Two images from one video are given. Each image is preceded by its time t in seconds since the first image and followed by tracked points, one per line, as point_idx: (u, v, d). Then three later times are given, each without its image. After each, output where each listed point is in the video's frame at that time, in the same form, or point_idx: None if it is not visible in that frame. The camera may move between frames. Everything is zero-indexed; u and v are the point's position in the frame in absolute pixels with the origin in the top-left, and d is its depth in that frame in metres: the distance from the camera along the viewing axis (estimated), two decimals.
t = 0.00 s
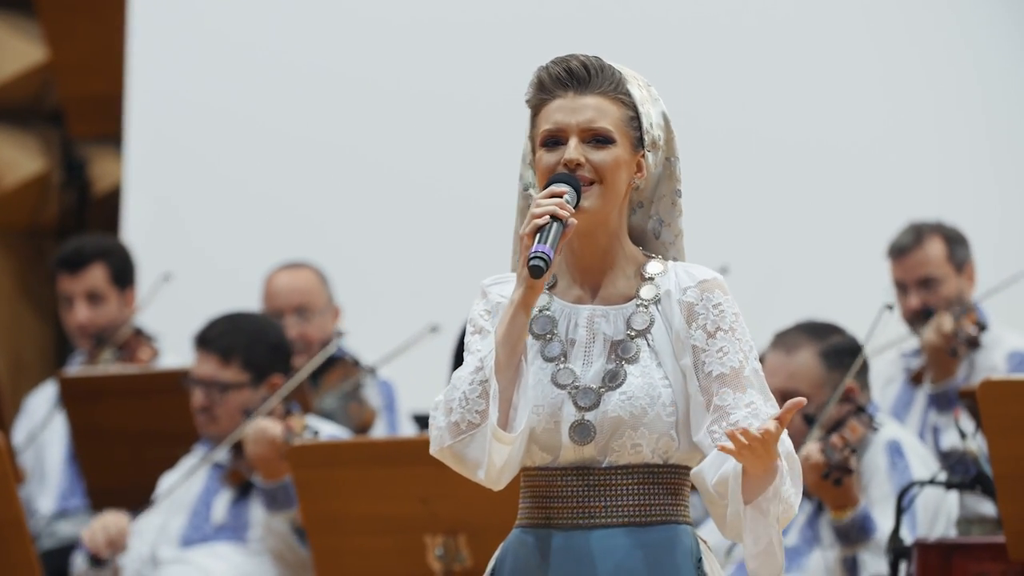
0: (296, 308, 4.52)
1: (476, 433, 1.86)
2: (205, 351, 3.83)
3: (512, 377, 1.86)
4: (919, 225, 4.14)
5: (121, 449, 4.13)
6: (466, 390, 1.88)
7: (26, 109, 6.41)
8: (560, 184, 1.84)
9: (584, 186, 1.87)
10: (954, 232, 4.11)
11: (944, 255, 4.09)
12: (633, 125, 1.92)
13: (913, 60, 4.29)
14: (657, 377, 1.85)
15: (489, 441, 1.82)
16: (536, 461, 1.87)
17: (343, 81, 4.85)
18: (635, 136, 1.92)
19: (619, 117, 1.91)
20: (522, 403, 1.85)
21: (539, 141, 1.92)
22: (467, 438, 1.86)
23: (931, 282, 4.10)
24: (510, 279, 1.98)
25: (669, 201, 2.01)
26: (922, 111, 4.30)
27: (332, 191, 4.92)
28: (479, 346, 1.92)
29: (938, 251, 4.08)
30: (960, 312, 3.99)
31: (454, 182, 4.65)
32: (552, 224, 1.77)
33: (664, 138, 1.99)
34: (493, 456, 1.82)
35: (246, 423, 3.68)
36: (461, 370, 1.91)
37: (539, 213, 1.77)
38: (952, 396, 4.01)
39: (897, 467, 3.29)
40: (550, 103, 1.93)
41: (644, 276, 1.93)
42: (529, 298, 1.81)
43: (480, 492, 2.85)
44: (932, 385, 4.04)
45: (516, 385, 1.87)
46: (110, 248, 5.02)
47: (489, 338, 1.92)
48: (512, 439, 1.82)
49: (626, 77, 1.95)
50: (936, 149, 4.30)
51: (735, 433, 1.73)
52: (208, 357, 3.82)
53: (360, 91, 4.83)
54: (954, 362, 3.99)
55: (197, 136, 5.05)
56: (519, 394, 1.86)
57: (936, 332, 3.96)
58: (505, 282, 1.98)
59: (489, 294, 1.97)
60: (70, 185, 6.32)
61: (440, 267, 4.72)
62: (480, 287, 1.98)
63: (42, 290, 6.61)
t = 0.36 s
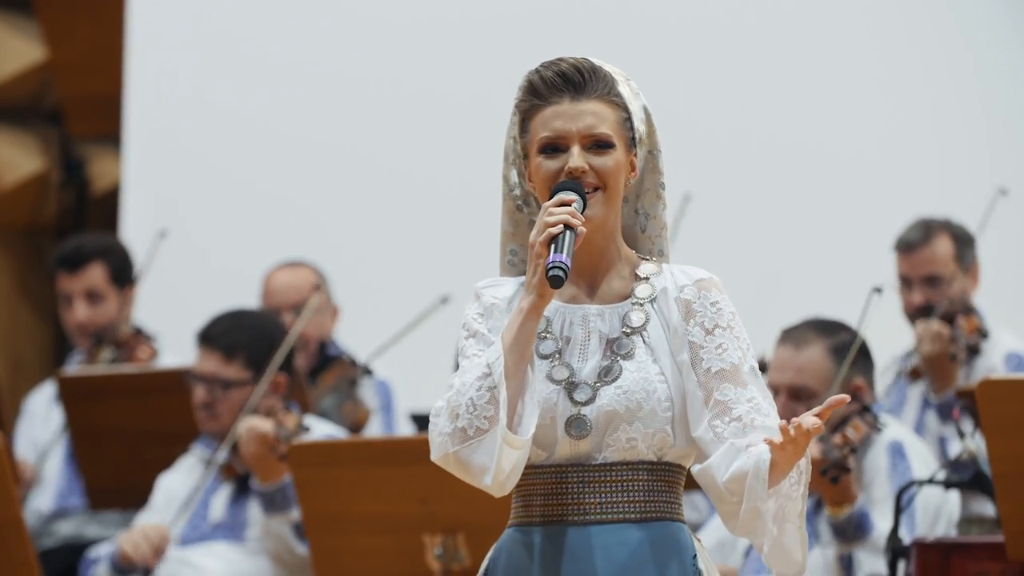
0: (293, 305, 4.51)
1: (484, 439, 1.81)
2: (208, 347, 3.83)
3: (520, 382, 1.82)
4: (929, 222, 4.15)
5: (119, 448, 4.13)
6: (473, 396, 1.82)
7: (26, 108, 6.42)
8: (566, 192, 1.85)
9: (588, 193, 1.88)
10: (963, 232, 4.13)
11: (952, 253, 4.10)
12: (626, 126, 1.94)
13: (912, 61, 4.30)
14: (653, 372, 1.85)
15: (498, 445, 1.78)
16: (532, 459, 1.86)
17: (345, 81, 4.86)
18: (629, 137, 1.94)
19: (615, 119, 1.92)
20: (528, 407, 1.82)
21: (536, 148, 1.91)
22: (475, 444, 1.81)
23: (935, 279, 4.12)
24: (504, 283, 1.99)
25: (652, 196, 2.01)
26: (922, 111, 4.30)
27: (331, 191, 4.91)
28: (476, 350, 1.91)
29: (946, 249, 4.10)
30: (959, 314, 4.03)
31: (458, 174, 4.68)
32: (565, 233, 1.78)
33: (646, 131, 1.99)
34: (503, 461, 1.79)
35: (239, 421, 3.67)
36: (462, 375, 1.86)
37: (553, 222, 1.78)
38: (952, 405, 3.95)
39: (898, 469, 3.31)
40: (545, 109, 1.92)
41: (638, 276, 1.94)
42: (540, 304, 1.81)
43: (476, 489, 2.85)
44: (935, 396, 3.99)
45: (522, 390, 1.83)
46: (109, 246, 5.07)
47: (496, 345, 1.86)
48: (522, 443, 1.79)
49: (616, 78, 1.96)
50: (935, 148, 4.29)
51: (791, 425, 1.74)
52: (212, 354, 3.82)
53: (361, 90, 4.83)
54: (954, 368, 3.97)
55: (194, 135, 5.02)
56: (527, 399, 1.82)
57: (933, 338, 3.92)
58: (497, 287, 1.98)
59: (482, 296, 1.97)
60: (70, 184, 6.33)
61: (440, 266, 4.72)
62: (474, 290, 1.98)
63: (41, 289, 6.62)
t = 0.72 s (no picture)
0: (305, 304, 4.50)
1: (488, 444, 1.81)
2: (214, 344, 3.83)
3: (523, 386, 1.82)
4: (930, 221, 4.13)
5: (119, 447, 4.12)
6: (476, 402, 1.82)
7: (25, 108, 6.41)
8: (566, 197, 1.85)
9: (587, 196, 1.88)
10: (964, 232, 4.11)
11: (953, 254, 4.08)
12: (614, 125, 1.95)
13: (912, 61, 4.30)
14: (651, 370, 1.85)
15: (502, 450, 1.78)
16: (534, 458, 1.85)
17: (344, 80, 4.86)
18: (618, 135, 1.95)
19: (605, 119, 1.93)
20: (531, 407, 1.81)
21: (530, 155, 1.91)
22: (478, 450, 1.81)
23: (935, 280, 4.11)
24: (498, 287, 2.01)
25: (635, 191, 2.02)
26: (922, 111, 4.30)
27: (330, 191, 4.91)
28: (474, 354, 1.91)
29: (944, 249, 4.08)
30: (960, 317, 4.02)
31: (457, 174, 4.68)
32: (567, 238, 1.78)
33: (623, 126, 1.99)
34: (506, 465, 1.79)
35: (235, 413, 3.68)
36: (464, 381, 1.86)
37: (554, 228, 1.78)
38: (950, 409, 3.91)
39: (896, 470, 3.30)
40: (535, 116, 1.92)
41: (634, 276, 1.95)
42: (542, 309, 1.82)
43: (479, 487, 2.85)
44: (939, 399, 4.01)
45: (525, 393, 1.82)
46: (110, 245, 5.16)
47: (496, 350, 1.85)
48: (525, 446, 1.78)
49: (601, 79, 1.96)
50: (935, 148, 4.29)
51: (830, 386, 1.71)
52: (218, 350, 3.82)
53: (361, 90, 4.84)
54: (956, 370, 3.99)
55: (195, 135, 5.01)
56: (529, 402, 1.81)
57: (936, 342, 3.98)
58: (490, 291, 2.00)
59: (477, 300, 1.99)
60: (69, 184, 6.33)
61: (439, 266, 4.71)
62: (468, 295, 2.00)
63: (39, 288, 6.61)
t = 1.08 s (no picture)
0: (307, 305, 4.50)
1: (485, 441, 1.81)
2: (209, 347, 3.85)
3: (522, 382, 1.83)
4: (924, 223, 4.13)
5: (118, 447, 4.13)
6: (475, 397, 1.82)
7: (25, 108, 6.40)
8: (562, 192, 1.84)
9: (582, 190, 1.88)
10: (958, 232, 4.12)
11: (947, 254, 4.10)
12: (592, 115, 1.95)
13: (911, 60, 4.30)
14: (656, 371, 1.85)
15: (498, 446, 1.79)
16: (534, 457, 1.86)
17: (343, 80, 4.86)
18: (599, 124, 1.95)
19: (581, 112, 1.93)
20: (530, 407, 1.82)
21: (517, 166, 1.92)
22: (476, 446, 1.81)
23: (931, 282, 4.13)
24: (506, 284, 1.99)
25: (638, 181, 2.05)
26: (921, 111, 4.30)
27: (328, 191, 4.91)
28: (478, 352, 1.93)
29: (941, 250, 4.09)
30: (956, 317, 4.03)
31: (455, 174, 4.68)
32: (561, 232, 1.78)
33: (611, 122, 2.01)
34: (504, 462, 1.79)
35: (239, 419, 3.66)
36: (464, 378, 1.86)
37: (548, 222, 1.78)
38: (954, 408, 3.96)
39: (898, 470, 3.29)
40: (512, 128, 1.93)
41: (642, 275, 1.95)
42: (540, 305, 1.81)
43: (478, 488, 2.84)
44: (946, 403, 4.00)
45: (524, 390, 1.83)
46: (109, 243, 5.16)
47: (496, 347, 1.86)
48: (523, 441, 1.79)
49: (566, 76, 1.96)
50: (934, 147, 4.29)
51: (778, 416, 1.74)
52: (213, 352, 3.83)
53: (360, 90, 4.84)
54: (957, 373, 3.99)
55: (193, 135, 5.01)
56: (527, 400, 1.82)
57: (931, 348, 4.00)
58: (500, 287, 1.99)
59: (484, 297, 1.98)
60: (70, 184, 6.33)
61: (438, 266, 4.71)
62: (477, 292, 2.00)
63: (39, 288, 6.60)
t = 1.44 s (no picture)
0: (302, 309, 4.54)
1: (479, 439, 1.86)
2: (202, 351, 3.84)
3: (515, 379, 1.84)
4: (918, 223, 4.17)
5: (117, 447, 4.13)
6: (469, 395, 1.88)
7: (25, 108, 6.40)
8: (557, 190, 1.86)
9: (582, 188, 1.89)
10: (951, 232, 4.16)
11: (942, 253, 4.14)
12: (601, 114, 1.94)
13: (910, 60, 4.29)
14: (661, 372, 1.83)
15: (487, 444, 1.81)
16: (537, 457, 1.87)
17: (341, 79, 4.85)
18: (608, 122, 1.94)
19: (588, 111, 1.92)
20: (524, 408, 1.83)
21: (523, 167, 1.93)
22: (471, 443, 1.86)
23: (928, 281, 4.18)
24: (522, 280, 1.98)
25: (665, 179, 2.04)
26: (919, 110, 4.29)
27: (327, 191, 4.90)
28: (481, 349, 1.93)
29: (936, 249, 4.13)
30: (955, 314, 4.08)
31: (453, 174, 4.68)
32: (549, 229, 1.80)
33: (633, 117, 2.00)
34: (493, 459, 1.81)
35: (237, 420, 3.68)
36: (464, 376, 1.91)
37: (535, 219, 1.80)
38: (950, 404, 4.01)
39: (898, 469, 3.29)
40: (518, 130, 1.93)
41: (653, 275, 1.93)
42: (531, 303, 1.84)
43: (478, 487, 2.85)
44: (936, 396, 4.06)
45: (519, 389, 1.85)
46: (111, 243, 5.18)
47: (490, 346, 1.92)
48: (511, 440, 1.81)
49: (575, 75, 1.96)
50: (932, 147, 4.29)
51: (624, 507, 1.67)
52: (206, 357, 3.83)
53: (358, 90, 4.83)
54: (955, 369, 4.04)
55: (192, 135, 5.01)
56: (521, 398, 1.84)
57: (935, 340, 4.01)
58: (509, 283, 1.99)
59: (495, 293, 1.98)
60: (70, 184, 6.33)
61: (437, 266, 4.71)
62: (489, 288, 1.99)
63: (39, 288, 6.61)
